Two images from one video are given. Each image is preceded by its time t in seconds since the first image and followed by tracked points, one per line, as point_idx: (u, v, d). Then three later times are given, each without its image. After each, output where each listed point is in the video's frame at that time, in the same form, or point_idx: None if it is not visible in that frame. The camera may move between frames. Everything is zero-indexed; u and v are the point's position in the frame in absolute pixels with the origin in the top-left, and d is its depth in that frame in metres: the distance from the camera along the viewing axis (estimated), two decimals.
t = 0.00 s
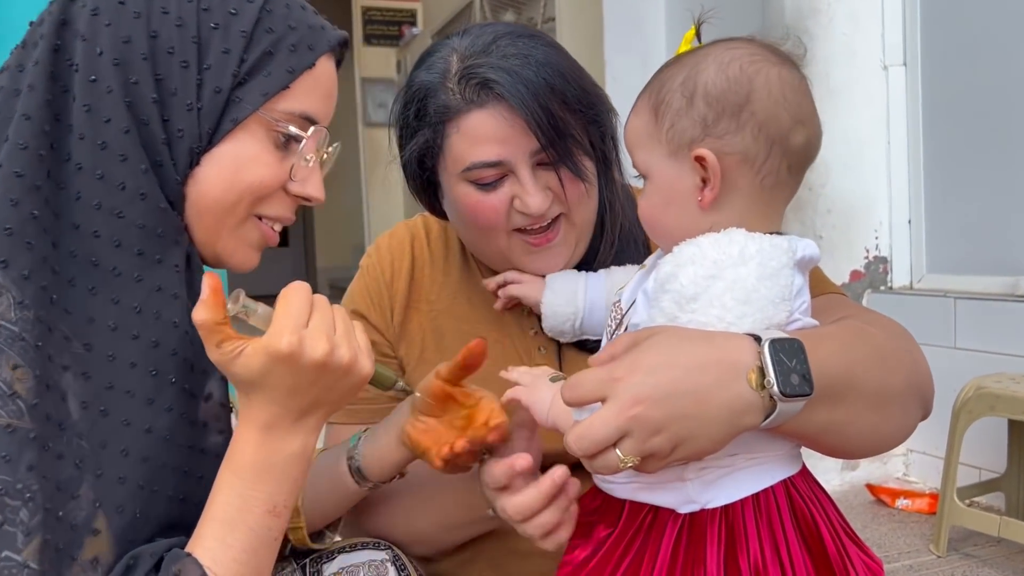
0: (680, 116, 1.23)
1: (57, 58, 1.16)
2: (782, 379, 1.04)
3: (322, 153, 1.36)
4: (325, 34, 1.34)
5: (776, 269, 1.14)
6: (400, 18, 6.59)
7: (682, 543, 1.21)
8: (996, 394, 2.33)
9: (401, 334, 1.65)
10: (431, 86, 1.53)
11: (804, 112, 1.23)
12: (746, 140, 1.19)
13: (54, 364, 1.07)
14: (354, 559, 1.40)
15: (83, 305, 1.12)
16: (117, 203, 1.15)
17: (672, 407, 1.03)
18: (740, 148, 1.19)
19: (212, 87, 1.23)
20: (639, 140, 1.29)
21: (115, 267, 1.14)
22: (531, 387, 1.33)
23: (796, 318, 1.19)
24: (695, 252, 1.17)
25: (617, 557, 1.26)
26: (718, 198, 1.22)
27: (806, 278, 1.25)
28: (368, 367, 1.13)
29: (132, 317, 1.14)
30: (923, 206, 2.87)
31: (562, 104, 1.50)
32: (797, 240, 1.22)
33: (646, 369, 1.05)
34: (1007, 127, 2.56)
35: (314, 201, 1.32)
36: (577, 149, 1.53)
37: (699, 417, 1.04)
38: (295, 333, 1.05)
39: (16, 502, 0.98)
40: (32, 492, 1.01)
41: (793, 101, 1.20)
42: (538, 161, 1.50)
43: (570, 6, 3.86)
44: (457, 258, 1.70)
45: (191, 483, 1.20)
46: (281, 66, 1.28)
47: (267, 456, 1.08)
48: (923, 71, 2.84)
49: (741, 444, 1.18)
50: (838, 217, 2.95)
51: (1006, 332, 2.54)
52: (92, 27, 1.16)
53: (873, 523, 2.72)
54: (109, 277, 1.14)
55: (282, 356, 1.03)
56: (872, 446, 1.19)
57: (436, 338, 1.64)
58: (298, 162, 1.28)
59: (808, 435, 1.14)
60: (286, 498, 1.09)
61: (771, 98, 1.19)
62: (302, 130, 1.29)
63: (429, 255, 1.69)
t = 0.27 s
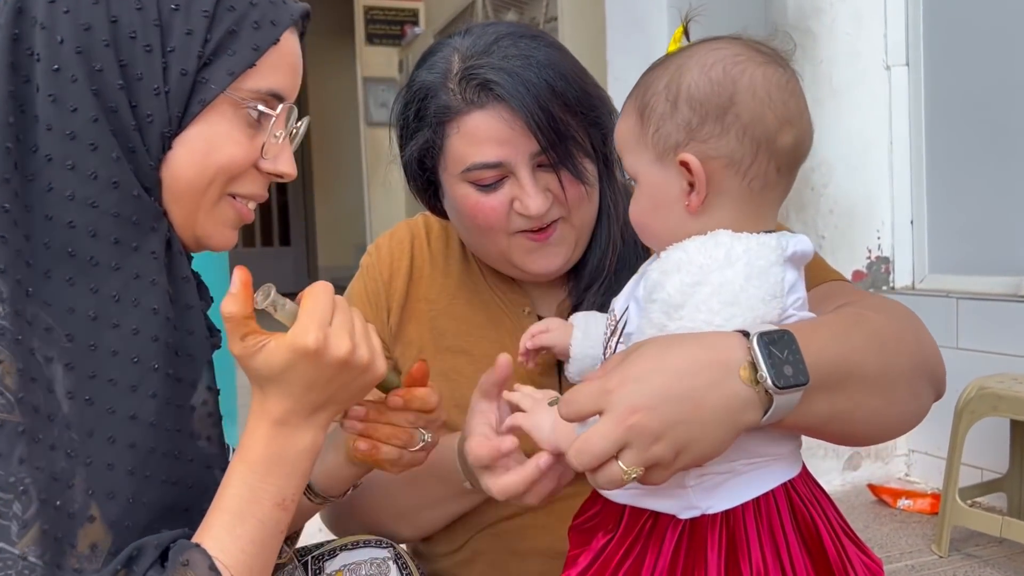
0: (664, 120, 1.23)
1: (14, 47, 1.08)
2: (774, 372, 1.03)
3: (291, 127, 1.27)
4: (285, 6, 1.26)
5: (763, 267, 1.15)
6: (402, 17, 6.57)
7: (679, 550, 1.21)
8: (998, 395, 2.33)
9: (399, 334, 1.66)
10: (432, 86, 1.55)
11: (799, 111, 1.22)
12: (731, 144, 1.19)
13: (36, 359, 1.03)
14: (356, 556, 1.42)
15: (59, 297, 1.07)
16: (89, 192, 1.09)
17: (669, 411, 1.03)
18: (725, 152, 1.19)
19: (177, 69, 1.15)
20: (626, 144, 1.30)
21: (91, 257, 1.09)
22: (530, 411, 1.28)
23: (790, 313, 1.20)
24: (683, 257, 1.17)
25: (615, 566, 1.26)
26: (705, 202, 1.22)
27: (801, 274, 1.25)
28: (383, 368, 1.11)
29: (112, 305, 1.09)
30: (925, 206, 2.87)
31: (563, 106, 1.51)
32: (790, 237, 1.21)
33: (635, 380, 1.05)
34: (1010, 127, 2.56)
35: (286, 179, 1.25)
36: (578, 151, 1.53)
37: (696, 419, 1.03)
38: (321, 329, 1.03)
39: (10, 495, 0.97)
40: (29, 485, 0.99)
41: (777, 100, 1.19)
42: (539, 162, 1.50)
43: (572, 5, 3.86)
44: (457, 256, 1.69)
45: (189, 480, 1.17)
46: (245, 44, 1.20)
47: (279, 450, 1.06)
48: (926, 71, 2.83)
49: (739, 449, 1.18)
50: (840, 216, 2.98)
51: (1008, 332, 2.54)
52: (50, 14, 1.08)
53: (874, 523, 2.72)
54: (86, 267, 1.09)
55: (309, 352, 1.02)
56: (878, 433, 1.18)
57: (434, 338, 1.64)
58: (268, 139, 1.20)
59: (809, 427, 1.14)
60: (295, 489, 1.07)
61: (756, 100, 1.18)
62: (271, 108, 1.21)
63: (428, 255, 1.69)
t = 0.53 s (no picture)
0: (655, 120, 1.23)
1: None
2: (759, 338, 1.04)
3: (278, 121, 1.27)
4: None
5: (746, 253, 1.16)
6: (403, 16, 6.54)
7: (676, 553, 1.21)
8: (1000, 394, 2.32)
9: (398, 333, 1.66)
10: (428, 84, 1.56)
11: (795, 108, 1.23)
12: (725, 142, 1.19)
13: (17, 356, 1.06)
14: (355, 555, 1.42)
15: (37, 293, 1.08)
16: (67, 187, 1.10)
17: (663, 391, 1.02)
18: (719, 150, 1.19)
19: (155, 65, 1.15)
20: (615, 147, 1.29)
21: (72, 253, 1.10)
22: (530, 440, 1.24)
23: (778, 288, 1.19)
24: (666, 250, 1.19)
25: (615, 566, 1.25)
26: (700, 202, 1.22)
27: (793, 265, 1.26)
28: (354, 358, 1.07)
29: (93, 302, 1.10)
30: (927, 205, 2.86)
31: (558, 105, 1.51)
32: (779, 228, 1.21)
33: (628, 369, 1.04)
34: (1012, 127, 2.56)
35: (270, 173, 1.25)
36: (574, 150, 1.52)
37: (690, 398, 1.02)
38: (292, 330, 0.97)
39: None
40: (13, 481, 1.02)
41: (767, 96, 1.20)
42: (534, 162, 1.49)
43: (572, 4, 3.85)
44: (458, 255, 1.69)
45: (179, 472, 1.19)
46: (225, 39, 1.19)
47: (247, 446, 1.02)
48: (928, 71, 2.82)
49: (732, 448, 1.17)
50: (841, 215, 2.98)
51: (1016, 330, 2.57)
52: (26, 7, 1.09)
53: (874, 523, 2.71)
54: (66, 263, 1.09)
55: (279, 353, 0.96)
56: (881, 398, 1.18)
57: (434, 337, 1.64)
58: (252, 134, 1.20)
59: (808, 397, 1.13)
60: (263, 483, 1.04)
61: (748, 96, 1.19)
62: (253, 105, 1.21)
63: (430, 255, 1.69)
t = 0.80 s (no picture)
0: (686, 111, 1.22)
1: (12, 37, 1.15)
2: (754, 358, 1.03)
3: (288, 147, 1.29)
4: (295, 21, 1.29)
5: (746, 256, 1.16)
6: (403, 15, 6.52)
7: (672, 558, 1.21)
8: (999, 394, 2.32)
9: (397, 334, 1.66)
10: (423, 83, 1.55)
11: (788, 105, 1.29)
12: (755, 133, 1.22)
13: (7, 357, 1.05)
14: (353, 553, 1.42)
15: (28, 295, 1.10)
16: (64, 190, 1.12)
17: (650, 401, 1.02)
18: (751, 140, 1.22)
19: (165, 76, 1.18)
20: (632, 143, 1.26)
21: (61, 257, 1.11)
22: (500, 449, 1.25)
23: (778, 296, 1.18)
24: (666, 250, 1.19)
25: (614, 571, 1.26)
26: (729, 194, 1.23)
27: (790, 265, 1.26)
28: (307, 368, 1.00)
29: (79, 308, 1.11)
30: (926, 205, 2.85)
31: (553, 105, 1.50)
32: (775, 228, 1.22)
33: (617, 372, 1.05)
34: (1012, 127, 2.55)
35: (277, 197, 1.27)
36: (569, 150, 1.52)
37: (675, 409, 1.03)
38: (221, 338, 0.92)
39: None
40: None
41: (767, 99, 1.24)
42: (528, 161, 1.49)
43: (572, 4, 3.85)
44: (457, 255, 1.69)
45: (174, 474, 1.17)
46: (241, 58, 1.22)
47: (211, 454, 0.99)
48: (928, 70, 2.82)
49: (729, 452, 1.18)
50: (841, 215, 2.97)
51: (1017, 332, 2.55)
52: (46, 6, 1.14)
53: (874, 523, 2.71)
54: (54, 266, 1.11)
55: (205, 364, 0.91)
56: (877, 414, 1.18)
57: (430, 336, 1.64)
58: (258, 154, 1.21)
59: (802, 410, 1.13)
60: (236, 495, 1.01)
61: (769, 89, 1.24)
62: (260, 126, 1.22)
63: (427, 253, 1.69)
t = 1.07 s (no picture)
0: (677, 109, 1.22)
1: (61, 44, 1.14)
2: (734, 362, 1.05)
3: (321, 175, 1.30)
4: (341, 53, 1.31)
5: (733, 258, 1.16)
6: (401, 15, 6.51)
7: (662, 557, 1.22)
8: (998, 394, 2.32)
9: (393, 335, 1.67)
10: (416, 87, 1.55)
11: (782, 105, 1.29)
12: (745, 130, 1.23)
13: (30, 359, 1.04)
14: (352, 553, 1.42)
15: (58, 301, 1.09)
16: (101, 199, 1.12)
17: (631, 407, 1.05)
18: (740, 137, 1.22)
19: (210, 94, 1.19)
20: (623, 140, 1.26)
21: (93, 265, 1.11)
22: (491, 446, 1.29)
23: (763, 300, 1.20)
24: (655, 249, 1.19)
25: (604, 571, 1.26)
26: (719, 192, 1.23)
27: (779, 265, 1.26)
28: (356, 384, 1.06)
29: (104, 318, 1.10)
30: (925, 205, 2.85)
31: (546, 106, 1.50)
32: (764, 229, 1.22)
33: (599, 377, 1.08)
34: (1010, 126, 2.55)
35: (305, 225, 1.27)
36: (563, 152, 1.52)
37: (656, 414, 1.05)
38: (277, 349, 0.99)
39: None
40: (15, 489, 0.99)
41: (757, 100, 1.24)
42: (522, 164, 1.49)
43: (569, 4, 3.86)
44: (452, 257, 1.69)
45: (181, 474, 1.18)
46: (286, 83, 1.24)
47: (254, 466, 1.03)
48: (926, 70, 2.82)
49: (717, 448, 1.19)
50: (838, 216, 2.99)
51: (1010, 333, 2.53)
52: (99, 15, 1.15)
53: (872, 523, 2.71)
54: (84, 274, 1.10)
55: (261, 373, 0.98)
56: (864, 416, 1.18)
57: (426, 336, 1.65)
58: (291, 181, 1.22)
59: (785, 414, 1.14)
60: (271, 508, 1.05)
61: (760, 88, 1.25)
62: (297, 153, 1.24)
63: (422, 254, 1.71)
